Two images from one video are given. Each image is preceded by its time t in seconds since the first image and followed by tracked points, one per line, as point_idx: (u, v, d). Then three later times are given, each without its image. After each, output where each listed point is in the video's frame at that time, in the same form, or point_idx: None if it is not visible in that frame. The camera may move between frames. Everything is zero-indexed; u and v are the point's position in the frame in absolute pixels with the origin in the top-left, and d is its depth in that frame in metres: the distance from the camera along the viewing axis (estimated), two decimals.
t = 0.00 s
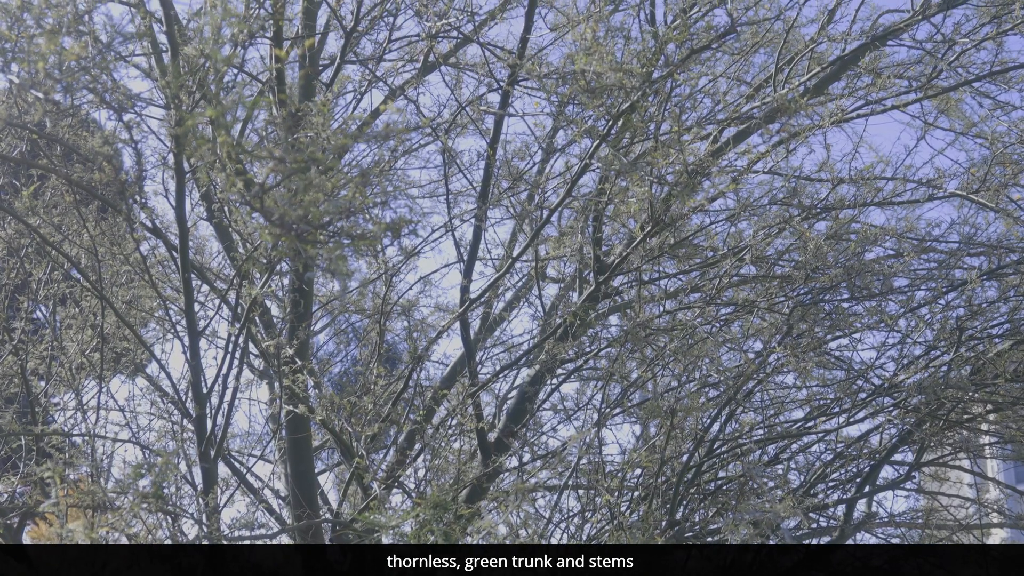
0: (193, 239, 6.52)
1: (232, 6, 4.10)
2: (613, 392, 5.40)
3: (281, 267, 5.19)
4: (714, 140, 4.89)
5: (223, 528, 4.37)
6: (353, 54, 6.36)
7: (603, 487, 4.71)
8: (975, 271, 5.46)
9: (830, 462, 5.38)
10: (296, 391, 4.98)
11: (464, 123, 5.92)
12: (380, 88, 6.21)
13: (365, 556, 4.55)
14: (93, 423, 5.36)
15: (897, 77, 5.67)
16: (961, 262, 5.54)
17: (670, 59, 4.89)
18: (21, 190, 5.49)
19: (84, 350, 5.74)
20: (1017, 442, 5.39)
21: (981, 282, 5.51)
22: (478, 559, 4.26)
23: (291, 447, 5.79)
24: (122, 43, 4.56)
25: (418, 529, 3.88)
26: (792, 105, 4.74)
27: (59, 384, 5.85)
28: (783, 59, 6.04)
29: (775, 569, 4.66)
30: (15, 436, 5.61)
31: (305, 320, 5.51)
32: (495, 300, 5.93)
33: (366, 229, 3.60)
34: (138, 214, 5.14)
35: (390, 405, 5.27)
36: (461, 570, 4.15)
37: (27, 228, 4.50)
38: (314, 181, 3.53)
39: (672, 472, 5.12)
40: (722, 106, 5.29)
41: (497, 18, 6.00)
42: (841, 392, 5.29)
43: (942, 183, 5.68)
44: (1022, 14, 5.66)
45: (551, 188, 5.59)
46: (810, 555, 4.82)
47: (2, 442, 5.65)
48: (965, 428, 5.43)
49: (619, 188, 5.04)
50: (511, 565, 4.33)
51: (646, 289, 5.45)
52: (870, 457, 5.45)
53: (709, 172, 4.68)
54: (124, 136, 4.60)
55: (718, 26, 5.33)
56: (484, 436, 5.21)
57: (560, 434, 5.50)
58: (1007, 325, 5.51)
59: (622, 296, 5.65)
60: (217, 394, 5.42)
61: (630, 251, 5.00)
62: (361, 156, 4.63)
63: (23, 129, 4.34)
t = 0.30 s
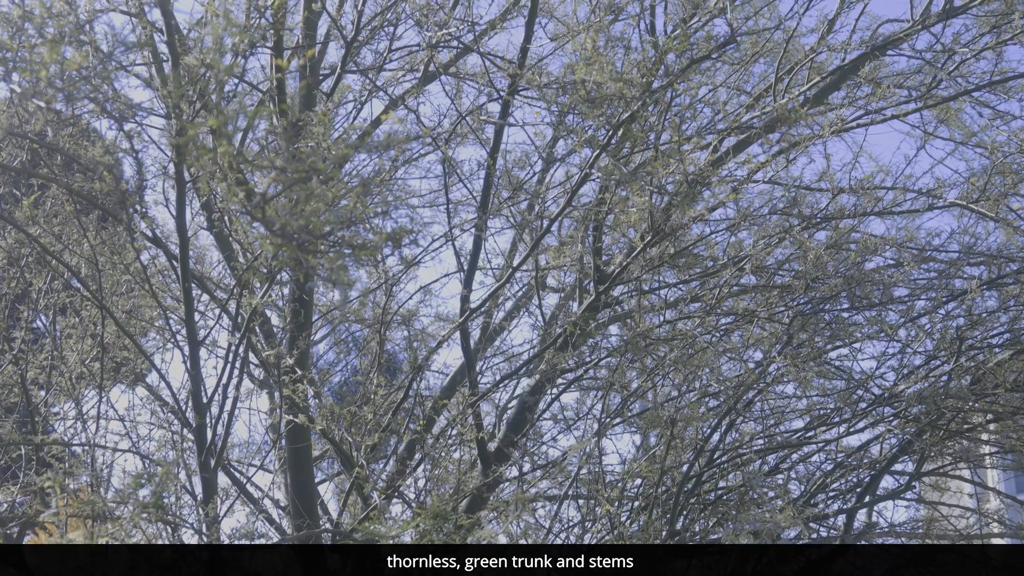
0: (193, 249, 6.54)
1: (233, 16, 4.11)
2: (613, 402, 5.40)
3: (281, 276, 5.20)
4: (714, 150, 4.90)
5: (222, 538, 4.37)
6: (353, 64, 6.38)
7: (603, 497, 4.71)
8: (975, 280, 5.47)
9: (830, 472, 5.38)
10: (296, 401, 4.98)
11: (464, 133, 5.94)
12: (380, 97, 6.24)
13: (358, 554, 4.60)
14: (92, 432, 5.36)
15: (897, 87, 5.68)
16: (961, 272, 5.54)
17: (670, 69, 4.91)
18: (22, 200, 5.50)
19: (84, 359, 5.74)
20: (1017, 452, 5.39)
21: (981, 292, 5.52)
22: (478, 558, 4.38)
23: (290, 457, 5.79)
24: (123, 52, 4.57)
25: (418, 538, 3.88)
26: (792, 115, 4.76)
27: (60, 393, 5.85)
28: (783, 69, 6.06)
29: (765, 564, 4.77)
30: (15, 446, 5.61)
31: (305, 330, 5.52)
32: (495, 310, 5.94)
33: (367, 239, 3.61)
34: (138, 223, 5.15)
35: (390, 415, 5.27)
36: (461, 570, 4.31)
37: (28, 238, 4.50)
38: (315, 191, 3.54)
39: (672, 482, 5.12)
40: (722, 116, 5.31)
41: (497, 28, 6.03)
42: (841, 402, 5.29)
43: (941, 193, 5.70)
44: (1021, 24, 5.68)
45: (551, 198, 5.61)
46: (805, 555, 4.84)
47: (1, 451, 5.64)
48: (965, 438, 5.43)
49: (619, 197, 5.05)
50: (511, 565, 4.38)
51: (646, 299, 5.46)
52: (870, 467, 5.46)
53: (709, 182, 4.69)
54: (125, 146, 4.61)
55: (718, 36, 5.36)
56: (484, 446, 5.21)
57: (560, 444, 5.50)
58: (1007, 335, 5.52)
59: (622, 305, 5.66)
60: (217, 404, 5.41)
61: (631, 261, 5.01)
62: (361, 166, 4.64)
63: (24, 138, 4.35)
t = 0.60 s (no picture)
0: (193, 259, 6.55)
1: (234, 27, 4.13)
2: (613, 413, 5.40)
3: (281, 286, 5.21)
4: (713, 160, 4.92)
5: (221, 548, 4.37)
6: (353, 74, 6.40)
7: (603, 508, 4.71)
8: (974, 291, 5.47)
9: (830, 482, 5.37)
10: (296, 411, 4.98)
11: (464, 143, 5.95)
12: (381, 108, 6.25)
13: (356, 557, 4.60)
14: (92, 443, 5.36)
15: (896, 97, 5.70)
16: (961, 282, 5.55)
17: (670, 80, 4.92)
18: (22, 210, 5.51)
19: (84, 370, 5.74)
20: (1017, 463, 5.39)
21: (981, 302, 5.53)
22: (478, 559, 4.39)
23: (290, 467, 5.79)
24: (123, 63, 4.59)
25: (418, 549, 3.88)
26: (792, 126, 4.78)
27: (59, 403, 5.85)
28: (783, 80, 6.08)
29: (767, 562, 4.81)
30: (14, 456, 5.61)
31: (305, 341, 5.53)
32: (495, 320, 5.95)
33: (367, 249, 3.62)
34: (138, 234, 5.16)
35: (389, 426, 5.27)
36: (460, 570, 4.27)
37: (29, 248, 4.50)
38: (315, 202, 3.56)
39: (672, 492, 5.12)
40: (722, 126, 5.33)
41: (497, 39, 6.05)
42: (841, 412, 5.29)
43: (941, 203, 5.72)
44: (1020, 35, 5.70)
45: (551, 208, 5.62)
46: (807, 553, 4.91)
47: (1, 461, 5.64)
48: (965, 448, 5.43)
49: (619, 208, 5.06)
50: (511, 564, 4.48)
51: (646, 309, 5.46)
52: (870, 477, 5.46)
53: (708, 193, 4.71)
54: (125, 157, 4.62)
55: (718, 47, 5.38)
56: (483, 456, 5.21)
57: (560, 454, 5.50)
58: (1007, 345, 5.53)
59: (622, 315, 5.67)
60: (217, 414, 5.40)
61: (630, 271, 5.02)
62: (362, 176, 4.65)
63: (25, 149, 4.36)
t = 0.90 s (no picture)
0: (193, 270, 6.55)
1: (234, 39, 4.14)
2: (613, 423, 5.40)
3: (281, 297, 5.22)
4: (713, 172, 4.92)
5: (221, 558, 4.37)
6: (353, 85, 6.42)
7: (603, 519, 4.71)
8: (974, 301, 5.48)
9: (830, 493, 5.37)
10: (296, 422, 4.98)
11: (464, 154, 5.97)
12: (380, 119, 6.27)
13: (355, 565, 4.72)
14: (91, 453, 5.36)
15: (895, 108, 5.73)
16: (960, 292, 5.56)
17: (669, 91, 4.94)
18: (22, 221, 5.52)
19: (84, 380, 5.75)
20: (1017, 473, 5.39)
21: (981, 313, 5.54)
22: (478, 559, 4.54)
23: (290, 478, 5.78)
24: (124, 75, 4.61)
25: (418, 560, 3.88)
26: (791, 137, 4.79)
27: (59, 414, 5.85)
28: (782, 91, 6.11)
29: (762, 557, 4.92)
30: (14, 467, 5.61)
31: (305, 352, 5.53)
32: (495, 331, 5.95)
33: (367, 260, 3.63)
34: (138, 245, 5.16)
35: (389, 436, 5.27)
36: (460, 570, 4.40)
37: (29, 259, 4.51)
38: (316, 213, 3.56)
39: (672, 503, 5.11)
40: (722, 137, 5.35)
41: (498, 50, 6.07)
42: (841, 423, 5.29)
43: (940, 214, 5.73)
44: (1019, 46, 5.73)
45: (551, 219, 5.63)
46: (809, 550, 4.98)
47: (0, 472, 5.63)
48: (964, 458, 5.43)
49: (619, 219, 5.07)
50: (511, 564, 4.60)
51: (646, 319, 5.47)
52: (870, 488, 5.46)
53: (708, 204, 4.72)
54: (126, 168, 4.64)
55: (718, 58, 5.40)
56: (483, 467, 5.21)
57: (560, 465, 5.50)
58: (1007, 355, 5.53)
59: (622, 326, 5.67)
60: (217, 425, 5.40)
61: (630, 282, 5.03)
62: (362, 188, 4.66)
63: (25, 159, 4.37)
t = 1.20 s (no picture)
0: (193, 278, 6.57)
1: (235, 48, 4.16)
2: (613, 432, 5.40)
3: (281, 306, 5.23)
4: (712, 181, 4.93)
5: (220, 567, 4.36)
6: (354, 95, 6.45)
7: (603, 528, 4.70)
8: (974, 310, 5.49)
9: (830, 502, 5.37)
10: (296, 431, 4.98)
11: (464, 163, 5.99)
12: (381, 128, 6.30)
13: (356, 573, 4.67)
14: (91, 462, 5.35)
15: (895, 117, 5.75)
16: (960, 301, 5.57)
17: (669, 101, 4.96)
18: (23, 230, 5.52)
19: (84, 389, 5.75)
20: (1017, 482, 5.39)
21: (980, 321, 5.55)
22: (477, 560, 4.68)
23: (290, 487, 5.78)
24: (124, 84, 4.62)
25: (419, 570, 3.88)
26: (790, 146, 4.81)
27: (58, 423, 5.84)
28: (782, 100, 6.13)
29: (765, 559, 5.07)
30: (14, 476, 5.61)
31: (305, 361, 5.54)
32: (495, 340, 5.96)
33: (367, 269, 3.63)
34: (138, 254, 5.17)
35: (389, 445, 5.27)
36: (461, 570, 4.56)
37: (29, 268, 4.52)
38: (315, 222, 3.57)
39: (672, 512, 5.11)
40: (721, 146, 5.37)
41: (497, 59, 6.10)
42: (840, 432, 5.29)
43: (940, 223, 5.75)
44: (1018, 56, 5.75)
45: (551, 228, 5.64)
46: (807, 558, 5.09)
47: None
48: (964, 467, 5.44)
49: (619, 228, 5.08)
50: (511, 565, 4.65)
51: (646, 328, 5.48)
52: (870, 496, 5.46)
53: (707, 214, 4.73)
54: (126, 176, 4.65)
55: (717, 67, 5.42)
56: (483, 476, 5.20)
57: (560, 474, 5.50)
58: (1007, 364, 5.54)
59: (622, 335, 5.68)
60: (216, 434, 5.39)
61: (630, 291, 5.04)
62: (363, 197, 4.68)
63: (26, 169, 4.38)
